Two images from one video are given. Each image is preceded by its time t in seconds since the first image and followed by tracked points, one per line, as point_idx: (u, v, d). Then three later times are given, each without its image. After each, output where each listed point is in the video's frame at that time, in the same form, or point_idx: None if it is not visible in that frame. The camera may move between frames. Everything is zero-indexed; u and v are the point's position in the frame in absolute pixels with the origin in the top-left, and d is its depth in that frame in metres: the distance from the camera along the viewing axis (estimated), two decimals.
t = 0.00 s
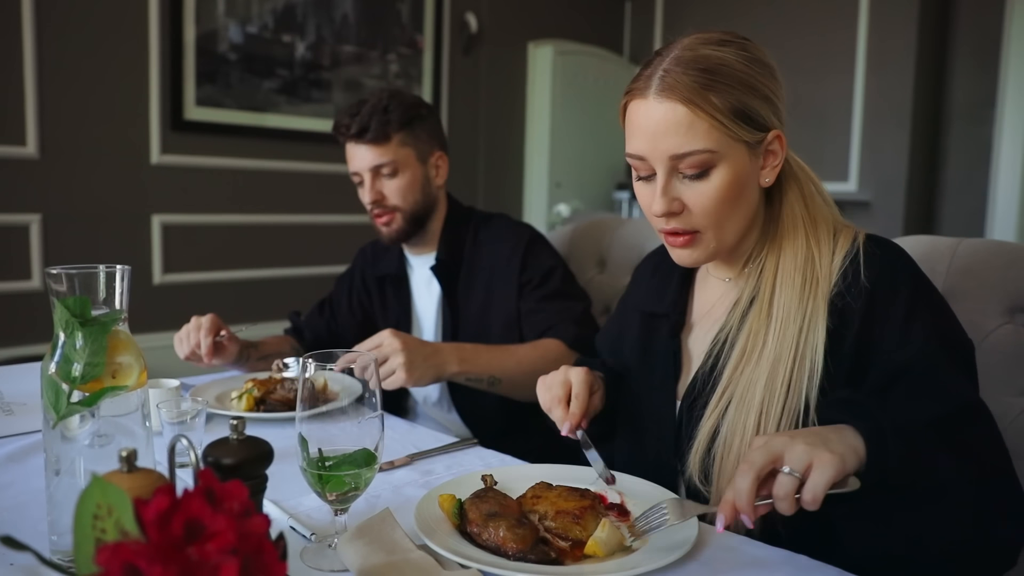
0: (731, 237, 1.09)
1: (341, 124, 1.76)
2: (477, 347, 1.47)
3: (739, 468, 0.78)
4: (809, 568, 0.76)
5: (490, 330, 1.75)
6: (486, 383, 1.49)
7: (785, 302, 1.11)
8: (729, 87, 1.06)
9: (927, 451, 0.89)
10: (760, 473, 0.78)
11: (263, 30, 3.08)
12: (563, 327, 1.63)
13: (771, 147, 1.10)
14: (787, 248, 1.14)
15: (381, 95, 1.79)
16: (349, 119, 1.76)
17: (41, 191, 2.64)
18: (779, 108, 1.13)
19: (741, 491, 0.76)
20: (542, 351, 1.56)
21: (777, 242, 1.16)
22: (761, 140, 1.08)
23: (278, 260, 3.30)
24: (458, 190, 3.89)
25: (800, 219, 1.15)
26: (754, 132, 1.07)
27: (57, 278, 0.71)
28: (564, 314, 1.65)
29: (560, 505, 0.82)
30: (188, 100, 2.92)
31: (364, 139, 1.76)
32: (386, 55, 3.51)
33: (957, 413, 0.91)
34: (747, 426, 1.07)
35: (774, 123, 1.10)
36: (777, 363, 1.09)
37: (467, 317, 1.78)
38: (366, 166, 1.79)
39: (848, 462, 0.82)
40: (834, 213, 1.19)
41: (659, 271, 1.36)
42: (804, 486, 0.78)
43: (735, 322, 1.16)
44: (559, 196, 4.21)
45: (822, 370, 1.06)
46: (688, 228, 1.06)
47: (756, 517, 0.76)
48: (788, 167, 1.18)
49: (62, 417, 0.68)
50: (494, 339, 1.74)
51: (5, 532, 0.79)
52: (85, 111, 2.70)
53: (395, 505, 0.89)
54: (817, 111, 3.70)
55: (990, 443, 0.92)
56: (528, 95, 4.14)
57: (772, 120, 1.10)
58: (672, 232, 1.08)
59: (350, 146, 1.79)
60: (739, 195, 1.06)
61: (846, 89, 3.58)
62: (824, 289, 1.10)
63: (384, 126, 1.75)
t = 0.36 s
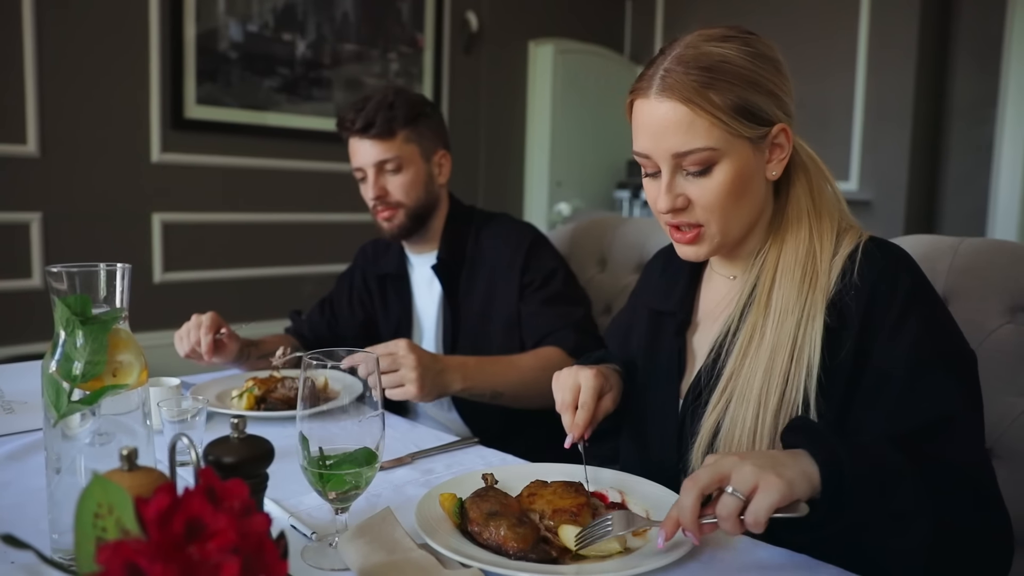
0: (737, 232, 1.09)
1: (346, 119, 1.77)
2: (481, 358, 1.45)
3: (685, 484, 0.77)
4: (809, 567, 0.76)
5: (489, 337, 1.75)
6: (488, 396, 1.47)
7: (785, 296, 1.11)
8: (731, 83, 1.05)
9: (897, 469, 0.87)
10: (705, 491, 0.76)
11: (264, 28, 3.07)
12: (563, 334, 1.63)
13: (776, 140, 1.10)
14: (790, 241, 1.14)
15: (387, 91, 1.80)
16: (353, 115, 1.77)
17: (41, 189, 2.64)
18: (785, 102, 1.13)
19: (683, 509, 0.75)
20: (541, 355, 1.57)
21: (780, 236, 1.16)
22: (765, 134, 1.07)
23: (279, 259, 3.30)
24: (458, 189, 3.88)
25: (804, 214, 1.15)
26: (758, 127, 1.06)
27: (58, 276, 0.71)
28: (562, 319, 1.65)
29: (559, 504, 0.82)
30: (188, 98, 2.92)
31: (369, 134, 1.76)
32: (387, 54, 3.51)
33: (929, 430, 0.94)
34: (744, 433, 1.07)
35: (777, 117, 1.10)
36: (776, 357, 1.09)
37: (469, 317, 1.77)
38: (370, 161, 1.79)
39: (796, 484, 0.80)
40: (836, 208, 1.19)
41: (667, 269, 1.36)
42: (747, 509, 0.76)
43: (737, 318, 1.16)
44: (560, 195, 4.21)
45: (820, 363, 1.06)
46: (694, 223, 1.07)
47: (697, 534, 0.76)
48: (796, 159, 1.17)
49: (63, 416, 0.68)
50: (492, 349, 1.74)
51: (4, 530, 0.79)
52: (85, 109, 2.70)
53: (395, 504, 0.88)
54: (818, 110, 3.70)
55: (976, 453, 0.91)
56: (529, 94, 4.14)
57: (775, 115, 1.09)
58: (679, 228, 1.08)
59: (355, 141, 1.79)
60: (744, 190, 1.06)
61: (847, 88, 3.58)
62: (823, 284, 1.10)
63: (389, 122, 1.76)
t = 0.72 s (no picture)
0: (744, 233, 1.08)
1: (352, 118, 1.77)
2: (477, 376, 1.44)
3: (736, 451, 0.80)
4: (811, 567, 0.76)
5: (491, 346, 1.75)
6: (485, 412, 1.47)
7: (793, 295, 1.11)
8: (740, 83, 1.05)
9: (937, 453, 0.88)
10: (754, 458, 0.79)
11: (266, 28, 3.07)
12: (559, 343, 1.63)
13: (783, 140, 1.10)
14: (796, 241, 1.14)
15: (393, 89, 1.80)
16: (359, 113, 1.77)
17: (44, 188, 2.64)
18: (791, 102, 1.13)
19: (734, 474, 0.78)
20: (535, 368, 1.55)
21: (786, 236, 1.15)
22: (773, 134, 1.07)
23: (281, 258, 3.30)
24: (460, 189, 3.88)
25: (810, 213, 1.15)
26: (765, 126, 1.06)
27: (60, 276, 0.71)
28: (561, 326, 1.65)
29: (559, 503, 0.82)
30: (190, 97, 2.92)
31: (375, 132, 1.76)
32: (389, 53, 3.51)
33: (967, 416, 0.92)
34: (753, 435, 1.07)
35: (785, 117, 1.10)
36: (785, 357, 1.09)
37: (472, 317, 1.77)
38: (375, 160, 1.79)
39: (843, 455, 0.83)
40: (841, 208, 1.19)
41: (671, 267, 1.35)
42: (796, 476, 0.79)
43: (744, 318, 1.16)
44: (562, 194, 4.21)
45: (830, 362, 1.06)
46: (702, 224, 1.06)
47: (748, 499, 0.79)
48: (799, 160, 1.17)
49: (66, 414, 0.68)
50: (490, 364, 1.75)
51: (8, 529, 0.79)
52: (87, 108, 2.70)
53: (398, 504, 0.89)
54: (821, 109, 3.69)
55: (999, 445, 0.92)
56: (531, 93, 4.14)
57: (783, 114, 1.09)
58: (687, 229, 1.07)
59: (360, 139, 1.79)
60: (752, 190, 1.06)
61: (849, 88, 3.57)
62: (831, 284, 1.09)
63: (395, 121, 1.76)
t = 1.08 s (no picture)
0: (751, 232, 1.08)
1: (359, 117, 1.77)
2: (470, 381, 1.43)
3: (727, 463, 0.80)
4: (814, 567, 0.76)
5: (493, 348, 1.75)
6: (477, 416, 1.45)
7: (799, 296, 1.11)
8: (750, 81, 1.05)
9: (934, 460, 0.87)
10: (745, 470, 0.80)
11: (270, 28, 3.08)
12: (552, 346, 1.62)
13: (790, 140, 1.09)
14: (802, 242, 1.14)
15: (401, 89, 1.80)
16: (367, 112, 1.77)
17: (48, 188, 2.65)
18: (799, 102, 1.13)
19: (726, 486, 0.79)
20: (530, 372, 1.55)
21: (792, 236, 1.15)
22: (781, 133, 1.07)
23: (284, 259, 3.31)
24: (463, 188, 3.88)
25: (816, 213, 1.14)
26: (774, 124, 1.06)
27: (65, 275, 0.72)
28: (556, 328, 1.64)
29: (562, 503, 0.82)
30: (194, 98, 2.93)
31: (381, 132, 1.76)
32: (392, 53, 3.51)
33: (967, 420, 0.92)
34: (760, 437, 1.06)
35: (793, 117, 1.09)
36: (792, 357, 1.08)
37: (476, 318, 1.77)
38: (381, 160, 1.79)
39: (833, 462, 0.83)
40: (847, 209, 1.18)
41: (678, 266, 1.35)
42: (789, 485, 0.79)
43: (751, 318, 1.16)
44: (565, 194, 4.21)
45: (837, 363, 1.06)
46: (709, 222, 1.06)
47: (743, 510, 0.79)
48: (806, 162, 1.17)
49: (69, 414, 0.68)
50: (489, 368, 1.75)
51: (14, 528, 0.79)
52: (92, 108, 2.71)
53: (401, 504, 0.89)
54: (824, 109, 3.69)
55: (1002, 446, 0.91)
56: (534, 93, 4.14)
57: (792, 114, 1.09)
58: (694, 227, 1.07)
59: (366, 138, 1.79)
60: (759, 189, 1.06)
61: (853, 88, 3.57)
62: (837, 284, 1.09)
63: (401, 120, 1.76)
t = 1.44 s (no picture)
0: (750, 235, 1.08)
1: (362, 117, 1.77)
2: (466, 385, 1.43)
3: (715, 469, 0.81)
4: (814, 568, 0.76)
5: (492, 351, 1.75)
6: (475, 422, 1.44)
7: (798, 298, 1.11)
8: (750, 84, 1.05)
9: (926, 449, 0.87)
10: (733, 472, 0.80)
11: (269, 28, 3.08)
12: (548, 353, 1.62)
13: (789, 143, 1.10)
14: (801, 244, 1.14)
15: (404, 89, 1.80)
16: (370, 112, 1.76)
17: (48, 189, 2.65)
18: (798, 105, 1.13)
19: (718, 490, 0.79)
20: (530, 377, 1.55)
21: (791, 238, 1.15)
22: (780, 136, 1.07)
23: (284, 259, 3.31)
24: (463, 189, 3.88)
25: (815, 215, 1.14)
26: (773, 127, 1.06)
27: (64, 276, 0.72)
28: (553, 332, 1.65)
29: (561, 504, 0.82)
30: (194, 99, 2.93)
31: (385, 132, 1.76)
32: (392, 54, 3.51)
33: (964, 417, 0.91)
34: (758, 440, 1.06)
35: (792, 120, 1.10)
36: (791, 359, 1.08)
37: (477, 319, 1.77)
38: (385, 161, 1.79)
39: (819, 447, 0.83)
40: (846, 211, 1.18)
41: (679, 265, 1.35)
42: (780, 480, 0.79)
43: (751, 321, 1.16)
44: (565, 195, 4.21)
45: (836, 365, 1.06)
46: (709, 226, 1.06)
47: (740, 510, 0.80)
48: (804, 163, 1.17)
49: (68, 415, 0.68)
50: (490, 372, 1.75)
51: (13, 529, 0.79)
52: (91, 109, 2.71)
53: (400, 505, 0.89)
54: (824, 110, 3.69)
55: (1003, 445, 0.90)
56: (533, 93, 4.14)
57: (790, 117, 1.09)
58: (692, 230, 1.07)
59: (369, 138, 1.78)
60: (758, 192, 1.06)
61: (853, 88, 3.57)
62: (836, 286, 1.09)
63: (406, 121, 1.76)
